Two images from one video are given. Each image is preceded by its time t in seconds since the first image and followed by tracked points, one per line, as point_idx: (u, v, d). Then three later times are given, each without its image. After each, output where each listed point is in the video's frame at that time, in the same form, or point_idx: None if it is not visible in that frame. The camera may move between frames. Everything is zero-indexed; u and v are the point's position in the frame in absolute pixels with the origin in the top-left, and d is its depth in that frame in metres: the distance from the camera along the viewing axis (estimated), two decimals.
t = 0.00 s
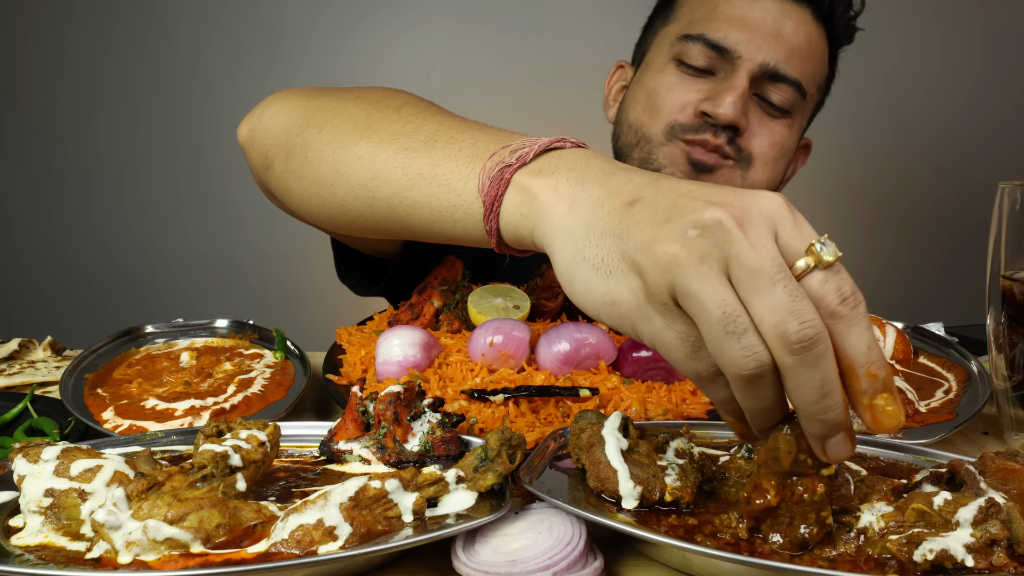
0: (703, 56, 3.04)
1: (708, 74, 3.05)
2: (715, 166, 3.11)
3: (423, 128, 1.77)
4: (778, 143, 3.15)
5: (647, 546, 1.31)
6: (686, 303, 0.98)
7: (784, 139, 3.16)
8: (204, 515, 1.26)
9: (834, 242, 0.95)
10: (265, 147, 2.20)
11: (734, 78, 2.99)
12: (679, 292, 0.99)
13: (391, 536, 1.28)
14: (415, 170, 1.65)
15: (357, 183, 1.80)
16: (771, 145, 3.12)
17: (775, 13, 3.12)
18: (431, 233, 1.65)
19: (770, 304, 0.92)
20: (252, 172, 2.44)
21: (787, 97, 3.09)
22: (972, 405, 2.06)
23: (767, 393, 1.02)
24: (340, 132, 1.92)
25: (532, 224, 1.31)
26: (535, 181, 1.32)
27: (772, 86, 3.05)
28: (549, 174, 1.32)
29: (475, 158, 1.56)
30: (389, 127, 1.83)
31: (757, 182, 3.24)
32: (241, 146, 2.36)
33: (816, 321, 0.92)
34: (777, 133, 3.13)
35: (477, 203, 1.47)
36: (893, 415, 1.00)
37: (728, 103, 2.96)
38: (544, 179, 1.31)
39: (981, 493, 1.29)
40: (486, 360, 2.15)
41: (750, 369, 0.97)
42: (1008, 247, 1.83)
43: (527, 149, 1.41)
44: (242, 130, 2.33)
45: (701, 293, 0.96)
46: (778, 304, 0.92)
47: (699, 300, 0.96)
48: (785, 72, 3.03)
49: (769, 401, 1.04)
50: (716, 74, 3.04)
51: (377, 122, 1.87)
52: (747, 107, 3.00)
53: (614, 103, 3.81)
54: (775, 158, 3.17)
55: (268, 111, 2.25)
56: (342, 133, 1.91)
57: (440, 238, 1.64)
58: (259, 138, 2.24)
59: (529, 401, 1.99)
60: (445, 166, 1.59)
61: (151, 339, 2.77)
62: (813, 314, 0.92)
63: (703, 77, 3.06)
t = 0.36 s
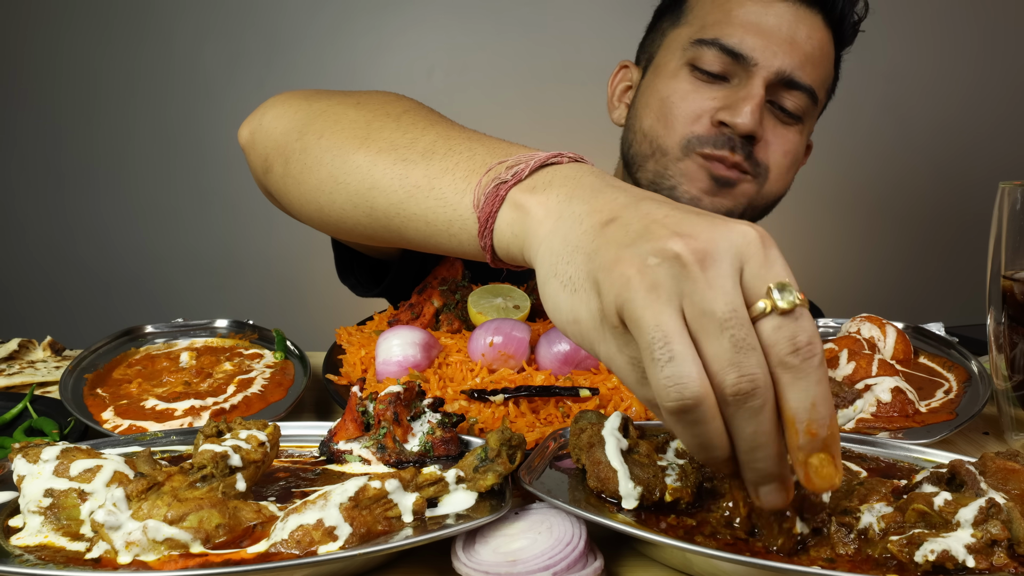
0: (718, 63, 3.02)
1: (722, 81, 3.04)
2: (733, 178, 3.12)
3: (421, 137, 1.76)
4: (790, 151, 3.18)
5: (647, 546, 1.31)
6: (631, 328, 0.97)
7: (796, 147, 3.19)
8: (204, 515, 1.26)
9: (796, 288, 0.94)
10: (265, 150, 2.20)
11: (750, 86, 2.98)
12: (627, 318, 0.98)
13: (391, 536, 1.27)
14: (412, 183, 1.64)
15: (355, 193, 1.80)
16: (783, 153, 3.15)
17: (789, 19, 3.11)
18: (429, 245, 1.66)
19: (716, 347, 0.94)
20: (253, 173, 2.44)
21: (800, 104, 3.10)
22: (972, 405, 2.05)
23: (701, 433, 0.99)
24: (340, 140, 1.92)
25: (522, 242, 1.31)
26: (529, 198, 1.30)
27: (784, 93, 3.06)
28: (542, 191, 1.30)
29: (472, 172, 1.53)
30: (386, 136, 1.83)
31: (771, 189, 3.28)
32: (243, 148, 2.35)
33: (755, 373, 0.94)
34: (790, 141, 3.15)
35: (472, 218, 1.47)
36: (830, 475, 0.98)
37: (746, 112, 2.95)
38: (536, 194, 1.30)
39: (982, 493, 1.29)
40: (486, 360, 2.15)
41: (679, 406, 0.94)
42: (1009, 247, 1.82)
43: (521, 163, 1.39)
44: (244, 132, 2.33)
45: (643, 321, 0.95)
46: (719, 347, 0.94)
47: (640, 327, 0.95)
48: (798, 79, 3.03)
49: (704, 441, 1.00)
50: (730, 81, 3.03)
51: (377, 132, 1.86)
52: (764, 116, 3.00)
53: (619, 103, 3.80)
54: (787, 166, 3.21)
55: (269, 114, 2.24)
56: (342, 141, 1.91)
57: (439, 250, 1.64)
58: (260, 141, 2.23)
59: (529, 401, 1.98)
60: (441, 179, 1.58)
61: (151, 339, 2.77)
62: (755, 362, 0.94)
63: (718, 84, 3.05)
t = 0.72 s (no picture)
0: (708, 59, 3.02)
1: (714, 78, 3.04)
2: (720, 172, 3.12)
3: (411, 147, 1.75)
4: (782, 148, 3.16)
5: (648, 546, 1.31)
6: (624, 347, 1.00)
7: (787, 144, 3.17)
8: (204, 515, 1.26)
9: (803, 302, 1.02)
10: (258, 156, 2.20)
11: (740, 83, 2.97)
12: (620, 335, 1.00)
13: (391, 537, 1.27)
14: (401, 194, 1.64)
15: (344, 203, 1.80)
16: (773, 150, 3.13)
17: (779, 16, 3.11)
18: (417, 255, 1.66)
19: (714, 369, 1.00)
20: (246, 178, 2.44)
21: (791, 101, 3.08)
22: (973, 405, 2.05)
23: (690, 449, 1.06)
24: (331, 149, 1.92)
25: (510, 254, 1.31)
26: (516, 212, 1.28)
27: (776, 90, 3.04)
28: (528, 204, 1.28)
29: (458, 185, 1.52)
30: (378, 145, 1.82)
31: (762, 185, 3.27)
32: (236, 152, 2.35)
33: (753, 393, 1.01)
34: (781, 137, 3.13)
35: (459, 230, 1.47)
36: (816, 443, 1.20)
37: (735, 108, 2.93)
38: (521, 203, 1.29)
39: (982, 493, 1.29)
40: (486, 360, 2.15)
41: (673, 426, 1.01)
42: (1009, 247, 1.82)
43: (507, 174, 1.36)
44: (237, 137, 2.33)
45: (640, 342, 0.98)
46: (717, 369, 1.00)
47: (636, 348, 0.99)
48: (788, 76, 3.02)
49: (691, 458, 1.08)
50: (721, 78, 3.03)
51: (367, 140, 1.86)
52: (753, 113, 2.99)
53: (616, 103, 3.80)
54: (773, 164, 3.19)
55: (262, 119, 2.24)
56: (333, 149, 1.91)
57: (427, 260, 1.64)
58: (253, 147, 2.23)
59: (529, 401, 1.98)
60: (429, 192, 1.57)
61: (151, 339, 2.77)
62: (753, 384, 1.01)
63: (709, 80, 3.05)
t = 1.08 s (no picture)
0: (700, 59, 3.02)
1: (705, 77, 3.04)
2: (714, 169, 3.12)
3: (395, 135, 1.76)
4: (777, 143, 3.15)
5: (648, 546, 1.31)
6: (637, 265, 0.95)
7: (782, 140, 3.16)
8: (204, 516, 1.25)
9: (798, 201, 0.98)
10: (246, 159, 2.19)
11: (731, 81, 2.98)
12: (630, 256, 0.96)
13: (390, 537, 1.27)
14: (386, 180, 1.64)
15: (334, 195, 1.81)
16: (769, 147, 3.12)
17: (770, 14, 3.11)
18: (407, 240, 1.65)
19: (736, 263, 0.92)
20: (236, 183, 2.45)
21: (784, 98, 3.08)
22: (973, 405, 2.04)
23: (724, 346, 0.93)
24: (317, 145, 1.93)
25: (499, 229, 1.29)
26: (500, 185, 1.28)
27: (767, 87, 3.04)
28: (513, 177, 1.28)
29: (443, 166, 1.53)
30: (364, 136, 1.83)
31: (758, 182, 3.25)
32: (224, 157, 2.36)
33: (779, 283, 0.92)
34: (776, 134, 3.12)
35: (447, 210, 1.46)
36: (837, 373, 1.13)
37: (726, 107, 2.95)
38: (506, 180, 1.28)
39: (982, 493, 1.29)
40: (486, 360, 2.15)
41: (710, 312, 0.89)
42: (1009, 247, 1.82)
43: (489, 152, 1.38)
44: (224, 143, 2.33)
45: (650, 248, 0.94)
46: (741, 263, 0.91)
47: (649, 258, 0.94)
48: (780, 73, 3.02)
49: (725, 352, 0.94)
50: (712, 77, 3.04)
51: (353, 132, 1.87)
52: (744, 109, 2.99)
53: (610, 103, 3.81)
54: (771, 159, 3.17)
55: (247, 123, 2.24)
56: (320, 145, 1.92)
57: (417, 243, 1.64)
58: (241, 150, 2.23)
59: (530, 401, 1.98)
60: (415, 175, 1.58)
61: (150, 339, 2.77)
62: (775, 275, 0.92)
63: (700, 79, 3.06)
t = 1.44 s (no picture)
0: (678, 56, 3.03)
1: (684, 73, 3.05)
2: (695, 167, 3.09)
3: (358, 132, 1.78)
4: (756, 140, 3.13)
5: (648, 546, 1.31)
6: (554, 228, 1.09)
7: (763, 136, 3.15)
8: (204, 516, 1.25)
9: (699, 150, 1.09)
10: (222, 160, 2.19)
11: (708, 77, 2.99)
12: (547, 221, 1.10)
13: (391, 537, 1.27)
14: (348, 176, 1.66)
15: (299, 190, 1.81)
16: (747, 143, 3.11)
17: (747, 8, 3.12)
18: (372, 234, 1.68)
19: (648, 215, 1.04)
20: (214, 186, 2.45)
21: (764, 93, 3.07)
22: (973, 405, 2.03)
23: (640, 287, 1.06)
24: (285, 144, 1.93)
25: (453, 222, 1.35)
26: (451, 180, 1.36)
27: (745, 82, 3.04)
28: (461, 171, 1.36)
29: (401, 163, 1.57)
30: (329, 134, 1.84)
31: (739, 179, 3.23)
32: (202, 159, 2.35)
33: (688, 228, 1.04)
34: (756, 129, 3.11)
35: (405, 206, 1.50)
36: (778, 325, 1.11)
37: (702, 102, 2.95)
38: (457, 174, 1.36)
39: (982, 493, 1.29)
40: (486, 360, 2.15)
41: (617, 255, 1.03)
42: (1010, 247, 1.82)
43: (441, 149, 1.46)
44: (202, 145, 2.33)
45: (563, 208, 1.07)
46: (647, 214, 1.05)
47: (563, 218, 1.07)
48: (758, 67, 3.02)
49: (641, 294, 1.07)
50: (690, 73, 3.05)
51: (317, 132, 1.88)
52: (722, 105, 2.99)
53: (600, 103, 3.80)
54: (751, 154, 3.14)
55: (223, 124, 2.25)
56: (287, 144, 1.92)
57: (381, 238, 1.67)
58: (218, 151, 2.23)
59: (529, 401, 1.98)
60: (376, 172, 1.61)
61: (150, 339, 2.77)
62: (682, 220, 1.04)
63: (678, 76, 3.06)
